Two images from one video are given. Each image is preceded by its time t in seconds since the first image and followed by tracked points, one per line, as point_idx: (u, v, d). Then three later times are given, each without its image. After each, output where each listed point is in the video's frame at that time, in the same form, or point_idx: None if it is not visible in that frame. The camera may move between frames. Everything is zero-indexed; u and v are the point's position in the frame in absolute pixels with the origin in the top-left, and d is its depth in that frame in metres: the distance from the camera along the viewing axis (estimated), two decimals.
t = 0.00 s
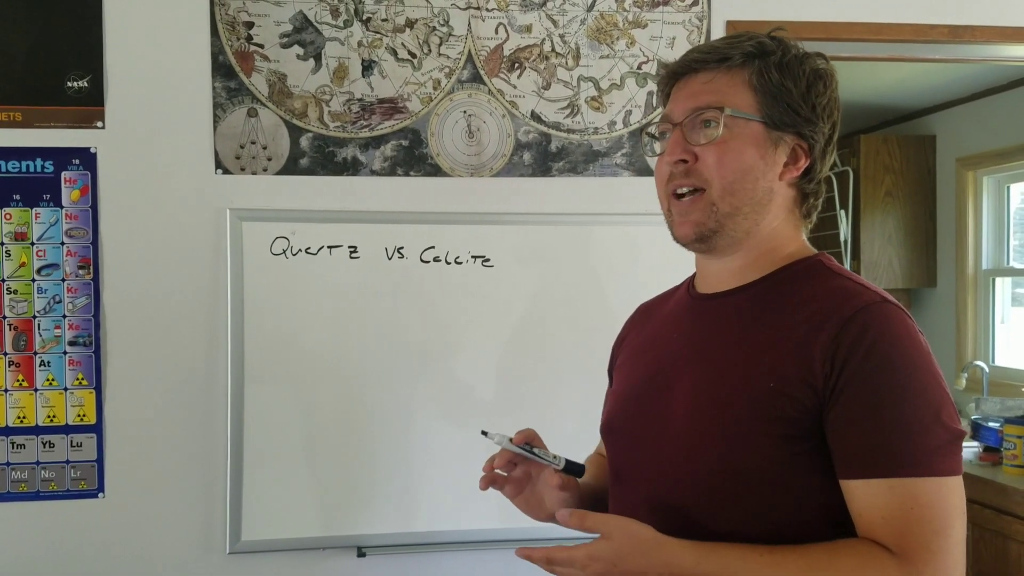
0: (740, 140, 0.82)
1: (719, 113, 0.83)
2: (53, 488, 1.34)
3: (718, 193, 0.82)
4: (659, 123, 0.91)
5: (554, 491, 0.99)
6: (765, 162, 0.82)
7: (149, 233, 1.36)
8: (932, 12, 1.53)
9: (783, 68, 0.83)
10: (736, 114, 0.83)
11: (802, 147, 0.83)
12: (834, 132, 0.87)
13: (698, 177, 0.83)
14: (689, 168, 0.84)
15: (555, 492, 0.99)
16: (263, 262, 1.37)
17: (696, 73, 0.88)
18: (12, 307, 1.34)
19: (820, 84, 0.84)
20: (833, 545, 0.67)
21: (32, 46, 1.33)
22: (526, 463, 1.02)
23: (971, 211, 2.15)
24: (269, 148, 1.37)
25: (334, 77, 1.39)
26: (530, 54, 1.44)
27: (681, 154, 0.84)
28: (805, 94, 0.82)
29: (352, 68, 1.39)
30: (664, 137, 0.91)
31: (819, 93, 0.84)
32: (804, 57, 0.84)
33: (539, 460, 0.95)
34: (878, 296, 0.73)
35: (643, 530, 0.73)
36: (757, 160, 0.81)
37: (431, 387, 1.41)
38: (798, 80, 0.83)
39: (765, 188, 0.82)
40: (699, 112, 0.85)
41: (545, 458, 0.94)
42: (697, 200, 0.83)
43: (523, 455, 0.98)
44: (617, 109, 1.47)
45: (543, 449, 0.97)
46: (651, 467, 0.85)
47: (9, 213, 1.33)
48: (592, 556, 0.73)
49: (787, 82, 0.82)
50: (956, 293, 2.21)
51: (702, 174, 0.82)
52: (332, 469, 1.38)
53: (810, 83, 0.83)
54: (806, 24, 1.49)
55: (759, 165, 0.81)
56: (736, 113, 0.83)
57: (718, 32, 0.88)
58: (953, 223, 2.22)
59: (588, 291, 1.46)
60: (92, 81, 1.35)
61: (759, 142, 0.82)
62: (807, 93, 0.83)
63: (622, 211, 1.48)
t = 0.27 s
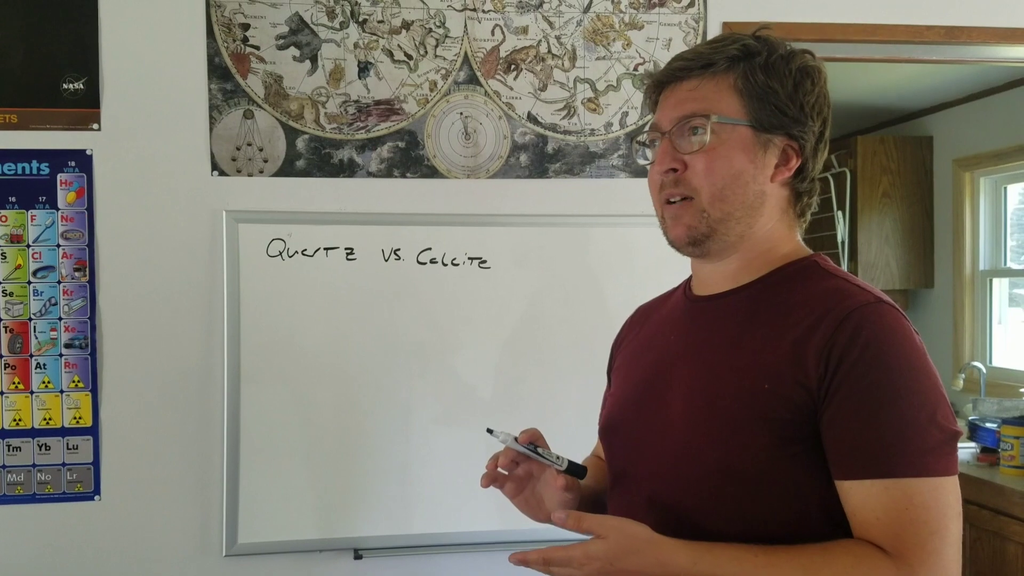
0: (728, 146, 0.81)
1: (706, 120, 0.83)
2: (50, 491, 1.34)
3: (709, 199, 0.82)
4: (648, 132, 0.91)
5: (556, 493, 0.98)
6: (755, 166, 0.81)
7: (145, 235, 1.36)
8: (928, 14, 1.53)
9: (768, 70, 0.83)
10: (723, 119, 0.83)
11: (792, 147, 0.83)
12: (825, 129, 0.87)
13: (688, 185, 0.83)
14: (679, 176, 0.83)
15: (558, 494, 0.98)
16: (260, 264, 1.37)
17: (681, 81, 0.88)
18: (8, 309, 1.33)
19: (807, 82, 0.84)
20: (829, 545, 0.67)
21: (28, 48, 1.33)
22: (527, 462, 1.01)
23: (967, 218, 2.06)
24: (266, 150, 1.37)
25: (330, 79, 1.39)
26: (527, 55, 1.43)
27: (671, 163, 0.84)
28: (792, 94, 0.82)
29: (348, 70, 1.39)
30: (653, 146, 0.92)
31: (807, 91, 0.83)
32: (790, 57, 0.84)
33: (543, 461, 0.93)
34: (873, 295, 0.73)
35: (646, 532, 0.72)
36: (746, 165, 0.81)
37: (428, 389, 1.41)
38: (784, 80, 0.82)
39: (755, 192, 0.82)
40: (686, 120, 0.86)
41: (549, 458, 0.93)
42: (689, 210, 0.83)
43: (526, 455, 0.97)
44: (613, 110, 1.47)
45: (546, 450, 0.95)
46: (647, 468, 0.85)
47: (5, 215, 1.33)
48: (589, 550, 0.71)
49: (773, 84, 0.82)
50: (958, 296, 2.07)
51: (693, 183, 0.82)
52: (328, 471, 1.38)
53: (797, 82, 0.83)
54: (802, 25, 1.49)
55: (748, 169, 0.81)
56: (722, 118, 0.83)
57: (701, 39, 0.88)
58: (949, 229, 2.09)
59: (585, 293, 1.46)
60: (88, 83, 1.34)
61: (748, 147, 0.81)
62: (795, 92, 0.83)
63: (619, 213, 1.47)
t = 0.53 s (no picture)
0: (723, 151, 0.82)
1: (700, 126, 0.83)
2: (49, 495, 1.34)
3: (704, 204, 0.82)
4: (644, 138, 0.91)
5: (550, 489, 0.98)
6: (750, 170, 0.81)
7: (145, 239, 1.36)
8: (927, 16, 1.53)
9: (762, 73, 0.83)
10: (717, 125, 0.83)
11: (788, 150, 0.83)
12: (821, 130, 0.87)
13: (683, 191, 0.83)
14: (675, 182, 0.84)
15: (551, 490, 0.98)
16: (259, 268, 1.37)
17: (675, 86, 0.88)
18: (8, 313, 1.33)
19: (802, 84, 0.83)
20: (830, 549, 0.67)
21: (28, 52, 1.33)
22: (522, 459, 1.01)
23: (968, 217, 2.18)
24: (265, 153, 1.37)
25: (329, 82, 1.39)
26: (526, 59, 1.44)
27: (666, 170, 0.84)
28: (786, 96, 0.82)
29: (348, 73, 1.39)
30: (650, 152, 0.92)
31: (802, 93, 0.83)
32: (784, 59, 0.84)
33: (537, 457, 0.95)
34: (872, 298, 0.73)
35: (647, 537, 0.72)
36: (741, 169, 0.81)
37: (428, 392, 1.41)
38: (778, 83, 0.82)
39: (750, 196, 0.82)
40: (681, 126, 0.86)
41: (541, 454, 0.94)
42: (684, 215, 0.83)
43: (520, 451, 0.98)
44: (613, 113, 1.47)
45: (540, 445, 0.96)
46: (647, 471, 0.85)
47: (5, 219, 1.33)
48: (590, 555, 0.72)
49: (767, 87, 0.82)
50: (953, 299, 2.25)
51: (688, 189, 0.83)
52: (328, 475, 1.38)
53: (791, 84, 0.83)
54: (801, 28, 1.49)
55: (743, 174, 0.81)
56: (716, 124, 0.83)
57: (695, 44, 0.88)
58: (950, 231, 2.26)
59: (585, 296, 1.46)
60: (87, 87, 1.35)
61: (742, 151, 0.81)
62: (789, 95, 0.82)
63: (619, 215, 1.47)
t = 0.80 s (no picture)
0: (728, 155, 0.82)
1: (705, 131, 0.83)
2: (51, 497, 1.34)
3: (709, 209, 0.82)
4: (648, 143, 0.91)
5: (548, 488, 0.98)
6: (755, 175, 0.82)
7: (146, 242, 1.36)
8: (927, 19, 1.54)
9: (766, 77, 0.83)
10: (722, 130, 0.83)
11: (793, 153, 0.83)
12: (825, 132, 0.87)
13: (688, 197, 0.83)
14: (681, 188, 0.84)
15: (549, 489, 0.98)
16: (261, 270, 1.37)
17: (678, 91, 0.88)
18: (10, 316, 1.34)
19: (806, 86, 0.84)
20: (831, 551, 0.67)
21: (30, 56, 1.34)
22: (523, 458, 1.02)
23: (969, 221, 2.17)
24: (267, 156, 1.38)
25: (331, 86, 1.39)
26: (527, 62, 1.44)
27: (671, 175, 0.84)
28: (790, 99, 0.82)
29: (349, 76, 1.39)
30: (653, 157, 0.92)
31: (806, 96, 0.83)
32: (787, 62, 0.84)
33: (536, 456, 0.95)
34: (876, 302, 0.73)
35: (647, 536, 0.72)
36: (746, 174, 0.81)
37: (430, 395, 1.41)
38: (782, 86, 0.82)
39: (755, 199, 0.82)
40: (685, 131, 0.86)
41: (542, 454, 0.94)
42: (690, 221, 0.83)
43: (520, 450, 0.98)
44: (613, 116, 1.47)
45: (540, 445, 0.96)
46: (649, 473, 0.85)
47: (7, 222, 1.33)
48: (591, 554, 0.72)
49: (771, 91, 0.82)
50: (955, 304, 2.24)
51: (693, 194, 0.83)
52: (329, 477, 1.38)
53: (795, 87, 0.83)
54: (801, 31, 1.49)
55: (748, 178, 0.81)
56: (721, 129, 0.83)
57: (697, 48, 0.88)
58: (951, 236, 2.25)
59: (586, 298, 1.46)
60: (89, 90, 1.35)
61: (747, 156, 0.82)
62: (794, 98, 0.83)
63: (620, 218, 1.48)
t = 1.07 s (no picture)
0: (732, 156, 0.82)
1: (710, 131, 0.84)
2: (52, 498, 1.35)
3: (711, 209, 0.82)
4: (652, 141, 0.91)
5: (553, 491, 0.99)
6: (759, 177, 0.82)
7: (148, 243, 1.37)
8: (928, 21, 1.54)
9: (773, 79, 0.83)
10: (727, 130, 0.83)
11: (798, 157, 0.83)
12: (830, 137, 0.87)
13: (691, 196, 0.84)
14: (684, 187, 0.84)
15: (555, 492, 0.99)
16: (262, 272, 1.37)
17: (685, 91, 0.88)
18: (12, 317, 1.34)
19: (813, 90, 0.84)
20: (832, 555, 0.67)
21: (32, 58, 1.34)
22: (528, 462, 1.02)
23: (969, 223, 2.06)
24: (268, 158, 1.38)
25: (332, 88, 1.39)
26: (528, 64, 1.44)
27: (675, 175, 0.85)
28: (796, 102, 0.82)
29: (350, 78, 1.40)
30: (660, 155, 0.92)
31: (813, 100, 0.84)
32: (795, 65, 0.84)
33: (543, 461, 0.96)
34: (878, 306, 0.73)
35: (648, 541, 0.71)
36: (749, 175, 0.82)
37: (431, 396, 1.41)
38: (789, 89, 0.83)
39: (758, 200, 0.82)
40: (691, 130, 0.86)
41: (547, 458, 0.95)
42: (692, 220, 0.84)
43: (526, 454, 0.98)
44: (614, 118, 1.47)
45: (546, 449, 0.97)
46: (650, 476, 0.85)
47: (8, 223, 1.33)
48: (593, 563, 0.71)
49: (778, 93, 0.82)
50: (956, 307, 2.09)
51: (696, 194, 0.83)
52: (330, 478, 1.38)
53: (802, 91, 0.83)
54: (802, 33, 1.49)
55: (751, 180, 0.82)
56: (727, 129, 0.83)
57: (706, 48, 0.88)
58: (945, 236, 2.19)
59: (586, 299, 1.46)
60: (91, 92, 1.35)
61: (751, 158, 0.82)
62: (800, 101, 0.83)
63: (621, 220, 1.48)
